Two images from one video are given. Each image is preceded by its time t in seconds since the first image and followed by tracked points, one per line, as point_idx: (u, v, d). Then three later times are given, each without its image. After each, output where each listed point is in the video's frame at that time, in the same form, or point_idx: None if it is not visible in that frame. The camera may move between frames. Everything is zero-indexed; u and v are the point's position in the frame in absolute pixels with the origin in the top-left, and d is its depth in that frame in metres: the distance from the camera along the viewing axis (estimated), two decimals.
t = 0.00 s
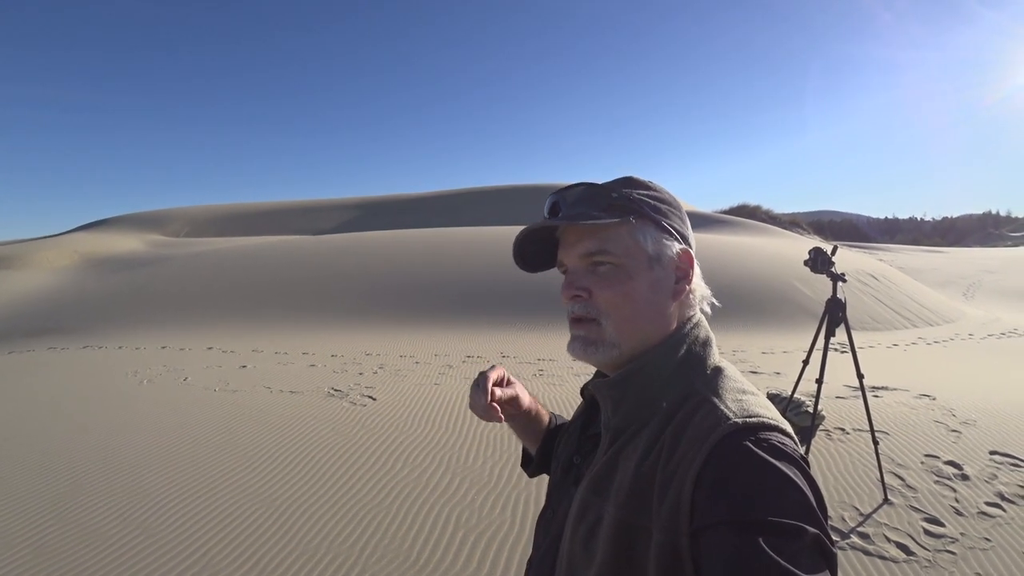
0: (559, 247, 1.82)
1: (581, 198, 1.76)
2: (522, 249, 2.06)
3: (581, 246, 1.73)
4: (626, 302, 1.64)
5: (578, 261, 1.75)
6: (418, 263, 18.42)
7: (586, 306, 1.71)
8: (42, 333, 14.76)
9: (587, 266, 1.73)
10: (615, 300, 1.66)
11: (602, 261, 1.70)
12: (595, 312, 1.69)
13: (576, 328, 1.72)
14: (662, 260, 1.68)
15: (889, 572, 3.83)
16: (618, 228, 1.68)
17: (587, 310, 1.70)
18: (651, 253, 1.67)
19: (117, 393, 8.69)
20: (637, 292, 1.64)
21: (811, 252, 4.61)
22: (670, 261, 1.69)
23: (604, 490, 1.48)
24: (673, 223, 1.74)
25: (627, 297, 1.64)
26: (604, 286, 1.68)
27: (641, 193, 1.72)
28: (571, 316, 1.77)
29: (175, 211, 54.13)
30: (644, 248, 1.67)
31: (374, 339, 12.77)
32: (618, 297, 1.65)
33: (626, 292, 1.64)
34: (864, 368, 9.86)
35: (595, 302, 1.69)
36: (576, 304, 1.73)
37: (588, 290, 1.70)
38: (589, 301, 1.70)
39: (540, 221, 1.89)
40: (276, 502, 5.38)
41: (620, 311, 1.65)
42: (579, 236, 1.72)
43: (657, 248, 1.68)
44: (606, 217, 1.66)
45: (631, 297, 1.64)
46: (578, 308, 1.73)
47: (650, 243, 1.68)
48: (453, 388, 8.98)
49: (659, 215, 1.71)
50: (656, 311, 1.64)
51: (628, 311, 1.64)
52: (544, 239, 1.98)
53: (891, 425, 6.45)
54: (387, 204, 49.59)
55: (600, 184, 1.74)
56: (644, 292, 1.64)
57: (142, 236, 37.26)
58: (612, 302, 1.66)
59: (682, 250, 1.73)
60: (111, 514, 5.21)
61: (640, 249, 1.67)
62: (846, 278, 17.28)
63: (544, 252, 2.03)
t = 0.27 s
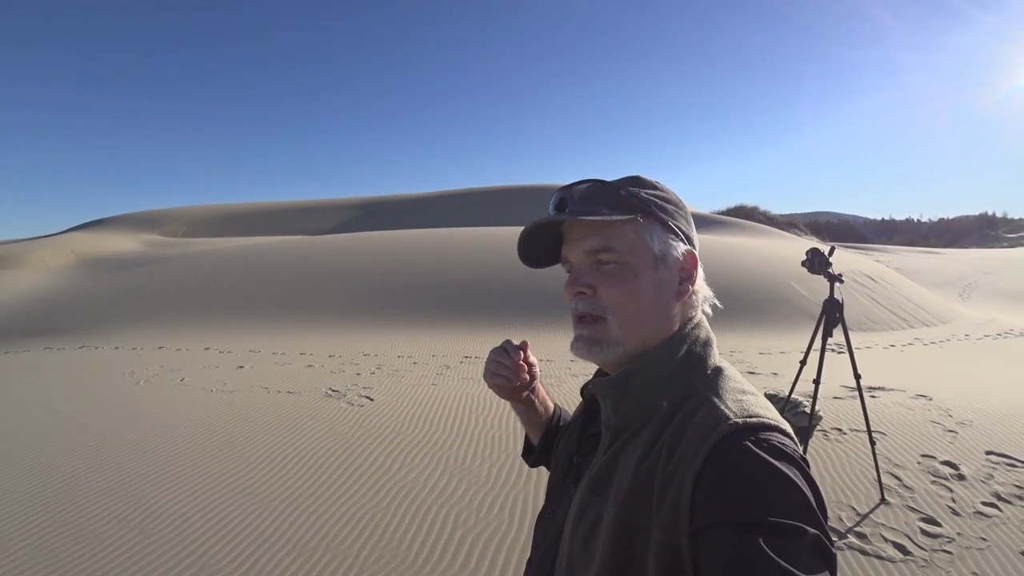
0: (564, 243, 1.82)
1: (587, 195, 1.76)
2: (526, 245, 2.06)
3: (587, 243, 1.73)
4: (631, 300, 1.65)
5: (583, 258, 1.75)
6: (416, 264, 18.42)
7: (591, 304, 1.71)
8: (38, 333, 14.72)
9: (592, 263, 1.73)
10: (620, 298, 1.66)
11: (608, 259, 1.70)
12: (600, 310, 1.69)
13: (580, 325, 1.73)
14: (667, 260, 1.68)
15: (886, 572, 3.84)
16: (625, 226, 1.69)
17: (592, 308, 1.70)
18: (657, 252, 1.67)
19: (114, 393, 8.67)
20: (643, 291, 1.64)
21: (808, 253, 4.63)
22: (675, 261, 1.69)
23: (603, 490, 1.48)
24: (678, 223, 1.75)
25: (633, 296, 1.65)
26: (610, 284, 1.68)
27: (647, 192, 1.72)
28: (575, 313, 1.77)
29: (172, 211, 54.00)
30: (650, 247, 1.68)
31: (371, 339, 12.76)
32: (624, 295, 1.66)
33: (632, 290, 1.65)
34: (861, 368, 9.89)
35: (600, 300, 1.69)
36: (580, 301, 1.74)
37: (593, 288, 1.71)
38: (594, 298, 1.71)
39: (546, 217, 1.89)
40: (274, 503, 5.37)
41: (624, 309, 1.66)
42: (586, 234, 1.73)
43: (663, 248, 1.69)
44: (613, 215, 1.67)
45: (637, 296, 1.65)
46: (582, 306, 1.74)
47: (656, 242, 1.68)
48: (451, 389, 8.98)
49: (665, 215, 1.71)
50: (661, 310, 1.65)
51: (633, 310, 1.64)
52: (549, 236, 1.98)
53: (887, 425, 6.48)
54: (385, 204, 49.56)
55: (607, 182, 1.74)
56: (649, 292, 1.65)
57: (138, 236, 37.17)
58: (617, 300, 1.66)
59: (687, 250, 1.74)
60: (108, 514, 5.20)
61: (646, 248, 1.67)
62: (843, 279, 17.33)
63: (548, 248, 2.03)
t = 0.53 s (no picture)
0: (561, 246, 1.82)
1: (582, 197, 1.75)
2: (521, 247, 2.05)
3: (585, 246, 1.73)
4: (630, 302, 1.65)
5: (580, 261, 1.75)
6: (414, 264, 18.41)
7: (589, 307, 1.71)
8: (34, 333, 14.66)
9: (589, 265, 1.73)
10: (619, 300, 1.66)
11: (605, 261, 1.70)
12: (599, 312, 1.69)
13: (579, 327, 1.73)
14: (664, 261, 1.69)
15: (883, 571, 3.86)
16: (622, 228, 1.68)
17: (591, 310, 1.70)
18: (654, 253, 1.68)
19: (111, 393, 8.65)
20: (642, 292, 1.65)
21: (805, 253, 4.63)
22: (672, 262, 1.70)
23: (602, 491, 1.48)
24: (675, 223, 1.75)
25: (632, 298, 1.65)
26: (608, 286, 1.68)
27: (643, 193, 1.72)
28: (573, 315, 1.77)
29: (169, 211, 53.86)
30: (647, 248, 1.68)
31: (369, 339, 12.74)
32: (623, 297, 1.66)
33: (630, 292, 1.65)
34: (858, 368, 9.92)
35: (598, 302, 1.69)
36: (579, 304, 1.74)
37: (592, 290, 1.71)
38: (593, 301, 1.71)
39: (541, 220, 1.89)
40: (271, 504, 5.36)
41: (623, 311, 1.66)
42: (583, 236, 1.72)
43: (660, 249, 1.69)
44: (610, 218, 1.66)
45: (634, 298, 1.65)
46: (581, 308, 1.74)
47: (653, 243, 1.69)
48: (448, 389, 8.98)
49: (661, 216, 1.71)
50: (659, 311, 1.66)
51: (632, 311, 1.65)
52: (545, 237, 1.98)
53: (884, 425, 6.50)
54: (382, 204, 49.51)
55: (602, 183, 1.73)
56: (647, 293, 1.65)
57: (134, 236, 37.04)
58: (616, 302, 1.66)
59: (683, 250, 1.75)
60: (104, 515, 5.18)
61: (644, 250, 1.67)
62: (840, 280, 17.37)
63: (543, 250, 2.03)
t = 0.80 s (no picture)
0: (565, 240, 1.80)
1: (589, 190, 1.76)
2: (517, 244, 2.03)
3: (592, 239, 1.72)
4: (639, 295, 1.64)
5: (587, 254, 1.74)
6: (413, 263, 18.40)
7: (596, 301, 1.69)
8: (33, 333, 14.65)
9: (596, 259, 1.72)
10: (627, 293, 1.65)
11: (613, 254, 1.70)
12: (606, 306, 1.67)
13: (585, 322, 1.70)
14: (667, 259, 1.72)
15: (882, 570, 3.85)
16: (630, 222, 1.70)
17: (599, 305, 1.68)
18: (659, 248, 1.71)
19: (110, 393, 8.65)
20: (650, 286, 1.65)
21: (804, 252, 4.63)
22: (674, 258, 1.74)
23: (597, 489, 1.48)
24: (675, 221, 1.80)
25: (641, 291, 1.65)
26: (616, 279, 1.67)
27: (648, 189, 1.76)
28: (577, 311, 1.74)
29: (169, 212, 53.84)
30: (653, 243, 1.71)
31: (368, 339, 12.73)
32: (631, 290, 1.65)
33: (639, 285, 1.65)
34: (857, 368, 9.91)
35: (606, 296, 1.68)
36: (586, 298, 1.71)
37: (599, 284, 1.69)
38: (600, 295, 1.69)
39: (544, 214, 1.87)
40: (270, 503, 5.36)
41: (632, 305, 1.64)
42: (591, 229, 1.72)
43: (664, 245, 1.73)
44: (621, 210, 1.67)
45: (644, 291, 1.65)
46: (587, 303, 1.71)
47: (658, 238, 1.71)
48: (448, 389, 8.97)
49: (665, 213, 1.75)
50: (665, 306, 1.67)
51: (641, 304, 1.64)
52: (543, 234, 1.96)
53: (883, 424, 6.50)
54: (382, 204, 49.51)
55: (610, 177, 1.75)
56: (655, 287, 1.66)
57: (135, 236, 37.07)
58: (625, 295, 1.65)
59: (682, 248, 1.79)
60: (103, 515, 5.17)
61: (650, 244, 1.70)
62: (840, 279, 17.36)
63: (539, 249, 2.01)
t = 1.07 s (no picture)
0: (562, 246, 1.78)
1: (585, 194, 1.74)
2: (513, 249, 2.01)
3: (590, 244, 1.71)
4: (639, 300, 1.63)
5: (584, 260, 1.72)
6: (414, 264, 18.43)
7: (596, 308, 1.67)
8: (36, 334, 14.69)
9: (594, 265, 1.71)
10: (626, 298, 1.64)
11: (610, 259, 1.69)
12: (606, 313, 1.66)
13: (586, 330, 1.68)
14: (666, 259, 1.71)
15: (883, 572, 3.84)
16: (627, 225, 1.68)
17: (598, 312, 1.66)
18: (657, 250, 1.69)
19: (111, 393, 8.67)
20: (649, 290, 1.64)
21: (805, 253, 4.63)
22: (671, 259, 1.73)
23: (597, 489, 1.48)
24: (672, 221, 1.78)
25: (641, 296, 1.63)
26: (615, 285, 1.66)
27: (644, 190, 1.74)
28: (577, 318, 1.72)
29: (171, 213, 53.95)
30: (651, 246, 1.69)
31: (369, 340, 12.75)
32: (630, 296, 1.64)
33: (639, 289, 1.64)
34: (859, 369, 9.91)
35: (606, 302, 1.66)
36: (585, 305, 1.69)
37: (598, 290, 1.68)
38: (599, 301, 1.67)
39: (540, 220, 1.85)
40: (271, 503, 5.37)
41: (632, 311, 1.63)
42: (588, 234, 1.70)
43: (662, 246, 1.71)
44: (618, 213, 1.66)
45: (643, 296, 1.64)
46: (587, 310, 1.69)
47: (656, 241, 1.70)
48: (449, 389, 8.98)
49: (662, 213, 1.74)
50: (665, 309, 1.66)
51: (642, 309, 1.63)
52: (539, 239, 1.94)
53: (885, 425, 6.49)
54: (384, 205, 49.57)
55: (605, 180, 1.73)
56: (655, 291, 1.65)
57: (137, 237, 37.15)
58: (624, 301, 1.64)
59: (680, 248, 1.78)
60: (104, 514, 5.18)
61: (648, 247, 1.68)
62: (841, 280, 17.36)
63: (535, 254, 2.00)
